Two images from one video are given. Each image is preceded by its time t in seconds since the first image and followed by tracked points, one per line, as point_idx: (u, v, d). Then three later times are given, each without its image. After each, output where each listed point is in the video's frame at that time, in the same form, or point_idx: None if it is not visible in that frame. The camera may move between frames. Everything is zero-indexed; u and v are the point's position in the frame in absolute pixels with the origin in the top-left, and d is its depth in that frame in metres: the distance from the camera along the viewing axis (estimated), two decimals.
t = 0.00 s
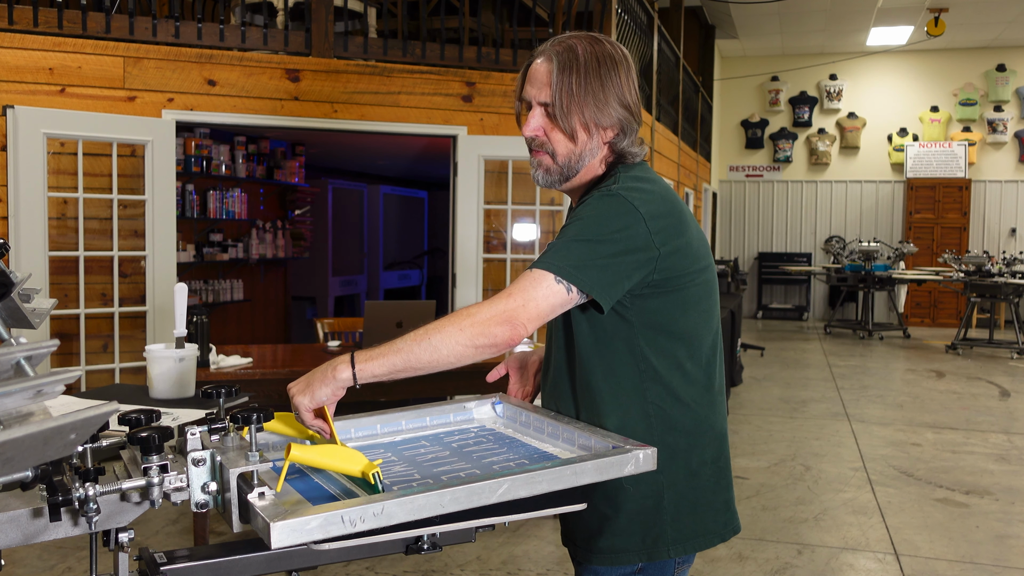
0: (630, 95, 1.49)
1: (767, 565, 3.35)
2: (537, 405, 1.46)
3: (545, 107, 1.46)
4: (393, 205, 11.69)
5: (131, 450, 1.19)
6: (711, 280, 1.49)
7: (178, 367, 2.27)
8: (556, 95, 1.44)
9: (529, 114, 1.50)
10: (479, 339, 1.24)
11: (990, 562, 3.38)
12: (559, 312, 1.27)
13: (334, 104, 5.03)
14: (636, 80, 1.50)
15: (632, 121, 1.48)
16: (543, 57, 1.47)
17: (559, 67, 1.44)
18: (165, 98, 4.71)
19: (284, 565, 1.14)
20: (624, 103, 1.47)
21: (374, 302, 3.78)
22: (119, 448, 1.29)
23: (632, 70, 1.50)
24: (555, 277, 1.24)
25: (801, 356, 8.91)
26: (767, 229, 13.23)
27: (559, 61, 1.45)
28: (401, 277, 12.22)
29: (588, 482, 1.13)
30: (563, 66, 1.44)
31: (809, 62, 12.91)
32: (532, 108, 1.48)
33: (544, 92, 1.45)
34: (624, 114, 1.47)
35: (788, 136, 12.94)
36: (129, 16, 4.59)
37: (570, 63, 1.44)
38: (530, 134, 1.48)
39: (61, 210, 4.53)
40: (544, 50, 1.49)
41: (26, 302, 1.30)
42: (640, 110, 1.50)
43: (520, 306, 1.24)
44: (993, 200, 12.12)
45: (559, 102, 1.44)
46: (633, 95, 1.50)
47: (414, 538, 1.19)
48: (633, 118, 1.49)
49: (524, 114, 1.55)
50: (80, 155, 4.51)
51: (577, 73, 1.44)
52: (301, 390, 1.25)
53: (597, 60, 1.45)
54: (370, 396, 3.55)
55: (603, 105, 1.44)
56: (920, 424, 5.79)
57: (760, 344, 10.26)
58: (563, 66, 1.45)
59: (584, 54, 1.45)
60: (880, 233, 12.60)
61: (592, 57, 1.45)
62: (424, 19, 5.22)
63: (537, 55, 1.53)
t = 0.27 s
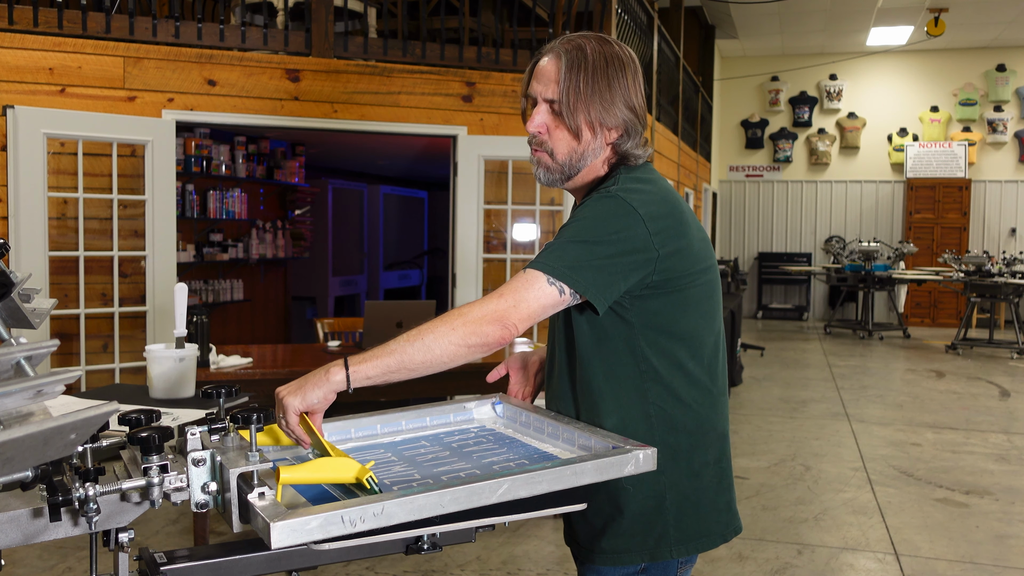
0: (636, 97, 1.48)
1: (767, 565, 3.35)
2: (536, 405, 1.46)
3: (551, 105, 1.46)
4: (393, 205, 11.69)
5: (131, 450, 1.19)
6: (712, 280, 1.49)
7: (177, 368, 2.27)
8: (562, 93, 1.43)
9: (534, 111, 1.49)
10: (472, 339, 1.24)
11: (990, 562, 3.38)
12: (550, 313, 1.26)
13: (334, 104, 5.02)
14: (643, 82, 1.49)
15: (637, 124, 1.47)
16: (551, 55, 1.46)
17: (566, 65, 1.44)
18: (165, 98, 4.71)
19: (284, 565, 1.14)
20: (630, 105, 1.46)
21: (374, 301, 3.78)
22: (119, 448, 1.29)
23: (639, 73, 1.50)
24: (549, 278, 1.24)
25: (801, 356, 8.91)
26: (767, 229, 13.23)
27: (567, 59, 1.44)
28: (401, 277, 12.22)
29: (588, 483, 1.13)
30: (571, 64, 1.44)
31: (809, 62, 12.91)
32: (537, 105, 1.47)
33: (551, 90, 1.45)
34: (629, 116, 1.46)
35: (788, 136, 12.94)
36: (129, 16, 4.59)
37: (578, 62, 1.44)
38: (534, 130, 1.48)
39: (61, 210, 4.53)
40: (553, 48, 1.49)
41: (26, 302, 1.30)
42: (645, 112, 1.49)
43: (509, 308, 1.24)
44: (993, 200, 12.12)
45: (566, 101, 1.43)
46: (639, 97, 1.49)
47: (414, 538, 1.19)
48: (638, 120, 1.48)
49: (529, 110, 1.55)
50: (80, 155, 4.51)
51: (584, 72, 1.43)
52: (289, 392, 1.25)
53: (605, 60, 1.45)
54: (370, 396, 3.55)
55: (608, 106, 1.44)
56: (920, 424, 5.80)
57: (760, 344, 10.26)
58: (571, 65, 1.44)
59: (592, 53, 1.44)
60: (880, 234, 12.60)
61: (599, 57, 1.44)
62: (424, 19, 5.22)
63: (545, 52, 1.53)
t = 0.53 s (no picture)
0: (640, 95, 1.48)
1: (767, 565, 3.35)
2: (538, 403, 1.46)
3: (555, 106, 1.45)
4: (393, 205, 11.69)
5: (131, 450, 1.19)
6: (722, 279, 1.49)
7: (178, 368, 2.27)
8: (567, 94, 1.42)
9: (539, 112, 1.48)
10: (517, 361, 1.23)
11: (990, 562, 3.38)
12: (591, 330, 1.26)
13: (334, 104, 5.02)
14: (646, 80, 1.49)
15: (641, 122, 1.47)
16: (554, 56, 1.46)
17: (571, 66, 1.43)
18: (165, 98, 4.71)
19: (284, 565, 1.14)
20: (634, 103, 1.46)
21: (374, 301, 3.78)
22: (119, 448, 1.29)
23: (642, 71, 1.50)
24: (586, 294, 1.24)
25: (801, 356, 8.91)
26: (767, 229, 13.23)
27: (571, 60, 1.44)
28: (401, 277, 12.21)
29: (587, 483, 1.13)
30: (575, 65, 1.43)
31: (809, 62, 12.91)
32: (542, 107, 1.46)
33: (556, 91, 1.44)
34: (634, 114, 1.46)
35: (788, 136, 12.94)
36: (129, 16, 4.59)
37: (582, 63, 1.43)
38: (539, 131, 1.47)
39: (61, 210, 4.53)
40: (556, 49, 1.48)
41: (26, 302, 1.30)
42: (649, 110, 1.49)
43: (558, 330, 1.24)
44: (993, 200, 12.12)
45: (570, 101, 1.43)
46: (642, 95, 1.49)
47: (414, 539, 1.19)
48: (643, 118, 1.48)
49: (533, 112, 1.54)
50: (80, 155, 4.51)
51: (589, 72, 1.43)
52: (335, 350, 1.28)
53: (609, 59, 1.44)
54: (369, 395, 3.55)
55: (613, 105, 1.43)
56: (920, 424, 5.80)
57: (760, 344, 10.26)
58: (576, 66, 1.43)
59: (595, 53, 1.44)
60: (880, 234, 12.60)
61: (603, 57, 1.44)
62: (424, 18, 5.22)
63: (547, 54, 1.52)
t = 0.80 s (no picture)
0: (654, 91, 1.48)
1: (767, 565, 3.35)
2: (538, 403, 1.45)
3: (574, 105, 1.43)
4: (393, 205, 11.69)
5: (131, 450, 1.18)
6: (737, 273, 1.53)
7: (178, 368, 2.27)
8: (587, 92, 1.41)
9: (557, 112, 1.47)
10: (706, 393, 1.22)
11: (990, 563, 3.38)
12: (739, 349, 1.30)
13: (334, 104, 5.02)
14: (658, 76, 1.49)
15: (657, 118, 1.47)
16: (571, 57, 1.44)
17: (587, 66, 1.42)
18: (165, 98, 4.71)
19: (284, 565, 1.14)
20: (651, 99, 1.45)
21: (375, 302, 3.78)
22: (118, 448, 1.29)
23: (654, 67, 1.49)
24: (718, 314, 1.26)
25: (801, 356, 8.91)
26: (767, 229, 13.23)
27: (588, 60, 1.42)
28: (401, 277, 12.21)
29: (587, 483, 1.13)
30: (593, 64, 1.42)
31: (809, 62, 12.91)
32: (560, 107, 1.44)
33: (575, 91, 1.43)
34: (650, 109, 1.45)
35: (788, 136, 12.95)
36: (129, 16, 4.59)
37: (599, 61, 1.42)
38: (559, 132, 1.45)
39: (61, 210, 4.53)
40: (569, 50, 1.47)
41: (26, 302, 1.30)
42: (662, 105, 1.49)
43: (728, 356, 1.25)
44: (993, 200, 12.12)
45: (591, 101, 1.41)
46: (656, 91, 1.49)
47: (414, 539, 1.19)
48: (657, 113, 1.48)
49: (549, 112, 1.51)
50: (80, 155, 4.51)
51: (606, 72, 1.41)
52: (536, 356, 1.26)
53: (624, 57, 1.43)
54: (369, 395, 3.54)
55: (632, 101, 1.42)
56: (920, 424, 5.79)
57: (760, 344, 10.26)
58: (594, 65, 1.42)
59: (612, 51, 1.42)
60: (880, 233, 12.60)
61: (618, 55, 1.43)
62: (424, 18, 5.22)
63: (558, 54, 1.50)
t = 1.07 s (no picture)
0: (676, 91, 1.53)
1: (767, 565, 3.34)
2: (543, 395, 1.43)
3: (604, 107, 1.47)
4: (393, 205, 11.68)
5: (130, 447, 1.18)
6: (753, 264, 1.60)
7: (178, 368, 2.26)
8: (616, 94, 1.45)
9: (585, 116, 1.50)
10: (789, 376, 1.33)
11: (990, 563, 3.38)
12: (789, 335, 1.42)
13: (334, 103, 5.02)
14: (678, 78, 1.55)
15: (680, 116, 1.52)
16: (597, 60, 1.49)
17: (615, 69, 1.46)
18: (165, 98, 4.71)
19: (284, 565, 1.14)
20: (675, 99, 1.50)
21: (376, 302, 3.78)
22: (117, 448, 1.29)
23: (674, 69, 1.55)
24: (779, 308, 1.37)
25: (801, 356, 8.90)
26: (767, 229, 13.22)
27: (615, 63, 1.47)
28: (401, 277, 12.20)
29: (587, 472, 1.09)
30: (620, 67, 1.47)
31: (809, 62, 12.91)
32: (589, 110, 1.48)
33: (603, 93, 1.46)
34: (675, 109, 1.50)
35: (788, 136, 12.95)
36: (129, 16, 4.58)
37: (625, 64, 1.47)
38: (589, 135, 1.48)
39: (61, 210, 4.53)
40: (593, 55, 1.51)
41: (26, 302, 1.30)
42: (684, 104, 1.54)
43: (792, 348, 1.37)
44: (993, 200, 12.12)
45: (619, 102, 1.46)
46: (678, 92, 1.54)
47: (414, 538, 1.19)
48: (680, 112, 1.52)
49: (575, 117, 1.55)
50: (80, 155, 4.51)
51: (633, 73, 1.46)
52: (669, 399, 1.21)
53: (648, 59, 1.48)
54: (370, 396, 3.54)
55: (659, 101, 1.47)
56: (920, 424, 5.79)
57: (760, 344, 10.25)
58: (621, 68, 1.47)
59: (636, 54, 1.48)
60: (880, 233, 12.59)
61: (643, 57, 1.48)
62: (424, 18, 5.22)
63: (582, 60, 1.55)
